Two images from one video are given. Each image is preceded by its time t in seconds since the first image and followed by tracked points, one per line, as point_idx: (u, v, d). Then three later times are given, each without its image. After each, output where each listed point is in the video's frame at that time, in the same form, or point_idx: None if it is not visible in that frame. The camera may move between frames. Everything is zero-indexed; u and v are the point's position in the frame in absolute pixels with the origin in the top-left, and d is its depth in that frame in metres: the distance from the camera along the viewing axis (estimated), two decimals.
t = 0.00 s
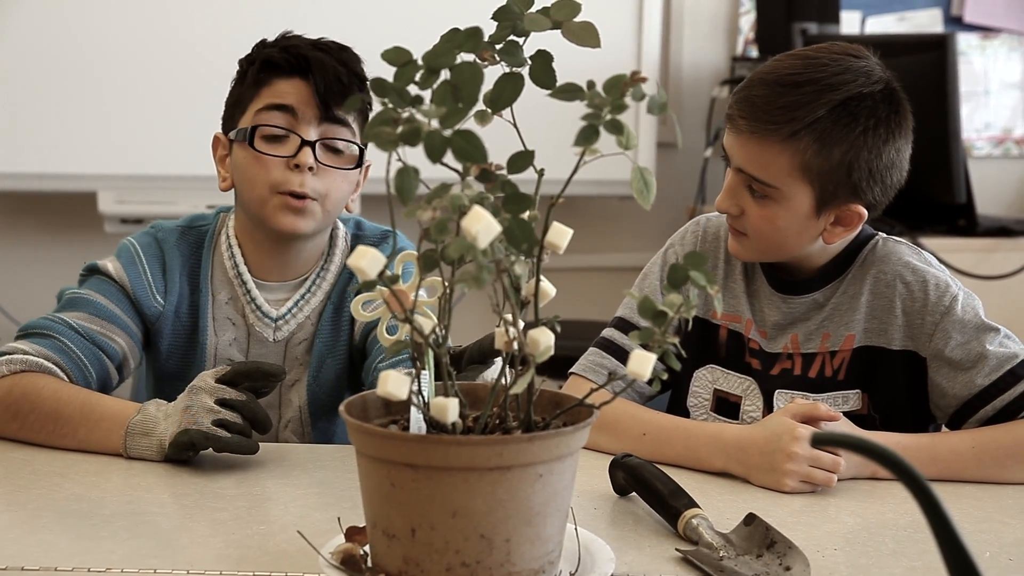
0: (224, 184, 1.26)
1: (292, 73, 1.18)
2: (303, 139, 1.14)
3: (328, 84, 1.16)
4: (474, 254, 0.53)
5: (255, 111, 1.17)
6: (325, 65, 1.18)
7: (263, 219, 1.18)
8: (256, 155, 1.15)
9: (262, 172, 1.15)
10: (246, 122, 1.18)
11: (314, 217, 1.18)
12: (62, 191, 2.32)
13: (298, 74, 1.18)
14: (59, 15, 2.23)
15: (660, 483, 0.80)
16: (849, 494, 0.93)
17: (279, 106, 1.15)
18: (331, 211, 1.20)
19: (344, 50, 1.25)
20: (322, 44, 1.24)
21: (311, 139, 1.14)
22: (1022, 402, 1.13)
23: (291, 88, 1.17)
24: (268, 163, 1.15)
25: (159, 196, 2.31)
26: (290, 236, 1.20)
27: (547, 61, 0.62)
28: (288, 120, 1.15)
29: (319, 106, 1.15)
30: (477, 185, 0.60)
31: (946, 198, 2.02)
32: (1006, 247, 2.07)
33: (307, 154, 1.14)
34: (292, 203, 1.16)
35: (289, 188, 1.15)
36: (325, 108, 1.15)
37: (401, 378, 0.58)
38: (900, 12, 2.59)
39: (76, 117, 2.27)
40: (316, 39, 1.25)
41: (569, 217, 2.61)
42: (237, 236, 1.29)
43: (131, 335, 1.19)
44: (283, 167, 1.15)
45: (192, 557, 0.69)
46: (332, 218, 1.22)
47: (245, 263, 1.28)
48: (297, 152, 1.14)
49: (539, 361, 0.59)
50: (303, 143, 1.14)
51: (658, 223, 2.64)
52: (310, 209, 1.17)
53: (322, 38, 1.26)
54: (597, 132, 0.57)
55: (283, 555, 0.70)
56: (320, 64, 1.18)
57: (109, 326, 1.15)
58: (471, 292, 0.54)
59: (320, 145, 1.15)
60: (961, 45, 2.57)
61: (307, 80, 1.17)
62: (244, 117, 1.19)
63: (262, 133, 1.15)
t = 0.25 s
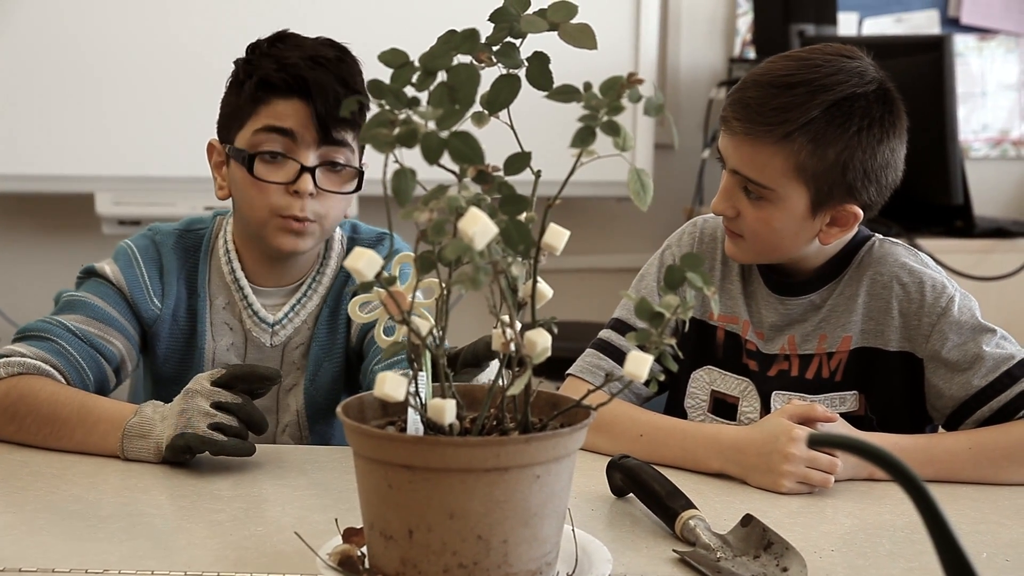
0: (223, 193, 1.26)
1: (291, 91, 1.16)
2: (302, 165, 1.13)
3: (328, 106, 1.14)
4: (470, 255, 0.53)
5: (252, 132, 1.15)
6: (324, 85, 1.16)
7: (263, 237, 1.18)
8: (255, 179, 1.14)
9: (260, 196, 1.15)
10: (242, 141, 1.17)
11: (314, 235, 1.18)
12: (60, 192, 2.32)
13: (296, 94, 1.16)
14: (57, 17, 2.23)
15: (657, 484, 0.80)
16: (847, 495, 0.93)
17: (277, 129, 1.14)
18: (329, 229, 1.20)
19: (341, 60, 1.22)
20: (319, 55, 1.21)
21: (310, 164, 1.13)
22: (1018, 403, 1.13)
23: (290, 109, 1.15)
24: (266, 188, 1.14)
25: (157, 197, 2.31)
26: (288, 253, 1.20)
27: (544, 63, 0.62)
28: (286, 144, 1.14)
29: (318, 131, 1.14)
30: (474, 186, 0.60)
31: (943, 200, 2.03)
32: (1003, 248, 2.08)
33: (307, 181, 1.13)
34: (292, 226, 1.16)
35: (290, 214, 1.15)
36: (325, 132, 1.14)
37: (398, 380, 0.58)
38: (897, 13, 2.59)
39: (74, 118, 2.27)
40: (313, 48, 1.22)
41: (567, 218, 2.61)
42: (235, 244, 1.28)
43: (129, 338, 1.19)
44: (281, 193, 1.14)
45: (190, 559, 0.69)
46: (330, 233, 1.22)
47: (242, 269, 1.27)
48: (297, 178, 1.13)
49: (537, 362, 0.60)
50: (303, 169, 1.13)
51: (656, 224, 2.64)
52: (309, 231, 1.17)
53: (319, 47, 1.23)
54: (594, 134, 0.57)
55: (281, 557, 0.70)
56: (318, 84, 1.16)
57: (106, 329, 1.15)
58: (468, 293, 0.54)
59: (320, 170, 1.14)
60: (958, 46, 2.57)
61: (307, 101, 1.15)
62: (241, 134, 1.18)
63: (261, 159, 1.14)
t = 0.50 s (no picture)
0: (223, 197, 1.25)
1: (297, 105, 1.15)
2: (306, 182, 1.13)
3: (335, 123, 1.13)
4: (471, 258, 0.53)
5: (258, 145, 1.15)
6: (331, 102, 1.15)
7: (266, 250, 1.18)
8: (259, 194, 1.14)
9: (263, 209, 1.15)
10: (247, 153, 1.16)
11: (316, 248, 1.18)
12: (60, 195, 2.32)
13: (303, 109, 1.15)
14: (58, 19, 2.23)
15: (657, 486, 0.80)
16: (847, 498, 0.93)
17: (283, 144, 1.13)
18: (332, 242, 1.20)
19: (348, 74, 1.21)
20: (326, 68, 1.20)
21: (315, 181, 1.13)
22: (1018, 406, 1.13)
23: (296, 124, 1.14)
24: (270, 203, 1.14)
25: (157, 199, 2.31)
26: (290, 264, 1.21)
27: (544, 65, 0.62)
28: (291, 160, 1.14)
29: (324, 148, 1.13)
30: (474, 189, 0.60)
31: (943, 202, 2.03)
32: (1003, 251, 2.08)
33: (312, 199, 1.13)
34: (294, 239, 1.16)
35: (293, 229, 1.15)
36: (331, 150, 1.13)
37: (399, 382, 0.58)
38: (897, 16, 2.59)
39: (75, 121, 2.27)
40: (320, 59, 1.21)
41: (567, 221, 2.61)
42: (236, 249, 1.28)
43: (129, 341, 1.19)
44: (283, 209, 1.14)
45: (191, 561, 0.69)
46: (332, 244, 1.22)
47: (243, 275, 1.27)
48: (300, 195, 1.13)
49: (537, 364, 0.60)
50: (307, 187, 1.13)
51: (656, 227, 2.64)
52: (312, 244, 1.18)
53: (326, 59, 1.22)
54: (594, 137, 0.57)
55: (282, 559, 0.70)
56: (325, 100, 1.15)
57: (106, 332, 1.15)
58: (469, 296, 0.54)
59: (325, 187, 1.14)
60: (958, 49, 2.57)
61: (313, 117, 1.14)
62: (245, 146, 1.17)
63: (266, 175, 1.13)
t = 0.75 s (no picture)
0: (232, 194, 1.26)
1: (310, 112, 1.14)
2: (315, 191, 1.12)
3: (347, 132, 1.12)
4: (474, 261, 0.53)
5: (268, 150, 1.14)
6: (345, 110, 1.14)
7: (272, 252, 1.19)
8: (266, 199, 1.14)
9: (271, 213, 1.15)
10: (257, 157, 1.16)
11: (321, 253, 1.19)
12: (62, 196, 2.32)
13: (317, 117, 1.14)
14: (60, 21, 2.24)
15: (659, 488, 0.80)
16: (848, 500, 0.93)
17: (294, 150, 1.13)
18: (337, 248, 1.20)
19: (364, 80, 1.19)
20: (341, 75, 1.18)
21: (324, 190, 1.12)
22: (1019, 409, 1.13)
23: (308, 131, 1.13)
24: (278, 208, 1.14)
25: (159, 201, 2.31)
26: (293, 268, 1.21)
27: (546, 68, 0.62)
28: (301, 166, 1.13)
29: (335, 157, 1.13)
30: (476, 191, 0.60)
31: (943, 205, 2.03)
32: (1005, 254, 2.08)
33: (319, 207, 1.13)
34: (300, 245, 1.16)
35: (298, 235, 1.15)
36: (342, 159, 1.12)
37: (401, 384, 0.58)
38: (897, 18, 2.59)
39: (76, 122, 2.28)
40: (337, 64, 1.20)
41: (569, 223, 2.61)
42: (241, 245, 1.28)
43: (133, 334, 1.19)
44: (292, 215, 1.14)
45: (193, 562, 0.69)
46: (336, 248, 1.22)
47: (247, 273, 1.28)
48: (309, 203, 1.13)
49: (539, 367, 0.60)
50: (316, 195, 1.12)
51: (657, 229, 2.64)
52: (317, 249, 1.18)
53: (341, 63, 1.20)
54: (597, 140, 0.57)
55: (283, 560, 0.70)
56: (338, 108, 1.14)
57: (111, 325, 1.15)
58: (471, 298, 0.54)
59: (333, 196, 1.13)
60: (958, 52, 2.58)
61: (327, 125, 1.13)
62: (256, 148, 1.17)
63: (274, 181, 1.13)
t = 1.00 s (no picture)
0: (234, 196, 1.26)
1: (313, 121, 1.13)
2: (317, 200, 1.12)
3: (351, 141, 1.11)
4: (475, 263, 0.53)
5: (272, 155, 1.14)
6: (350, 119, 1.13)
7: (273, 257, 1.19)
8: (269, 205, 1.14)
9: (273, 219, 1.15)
10: (260, 162, 1.16)
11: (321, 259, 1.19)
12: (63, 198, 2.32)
13: (321, 125, 1.13)
14: (61, 23, 2.24)
15: (660, 490, 0.80)
16: (849, 502, 0.93)
17: (296, 157, 1.12)
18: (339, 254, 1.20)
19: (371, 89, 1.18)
20: (348, 83, 1.17)
21: (327, 200, 1.12)
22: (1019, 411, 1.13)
23: (311, 139, 1.13)
24: (279, 215, 1.14)
25: (160, 203, 2.31)
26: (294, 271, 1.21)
27: (548, 71, 0.62)
28: (303, 173, 1.13)
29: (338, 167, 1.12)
30: (478, 194, 0.60)
31: (944, 208, 2.03)
32: (1005, 257, 2.08)
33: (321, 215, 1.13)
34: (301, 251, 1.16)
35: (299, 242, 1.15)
36: (345, 168, 1.12)
37: (403, 387, 0.58)
38: (898, 21, 2.59)
39: (77, 125, 2.28)
40: (344, 72, 1.19)
41: (570, 225, 2.61)
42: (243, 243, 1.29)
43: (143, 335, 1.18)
44: (293, 222, 1.14)
45: (194, 564, 0.69)
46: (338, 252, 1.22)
47: (251, 275, 1.28)
48: (310, 211, 1.13)
49: (540, 369, 0.60)
50: (318, 204, 1.12)
51: (657, 231, 2.64)
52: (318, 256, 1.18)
53: (349, 71, 1.19)
54: (598, 142, 0.57)
55: (285, 562, 0.70)
56: (341, 117, 1.13)
57: (121, 326, 1.15)
58: (473, 301, 0.54)
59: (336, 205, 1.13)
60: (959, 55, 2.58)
61: (330, 134, 1.12)
62: (259, 153, 1.17)
63: (277, 187, 1.13)
